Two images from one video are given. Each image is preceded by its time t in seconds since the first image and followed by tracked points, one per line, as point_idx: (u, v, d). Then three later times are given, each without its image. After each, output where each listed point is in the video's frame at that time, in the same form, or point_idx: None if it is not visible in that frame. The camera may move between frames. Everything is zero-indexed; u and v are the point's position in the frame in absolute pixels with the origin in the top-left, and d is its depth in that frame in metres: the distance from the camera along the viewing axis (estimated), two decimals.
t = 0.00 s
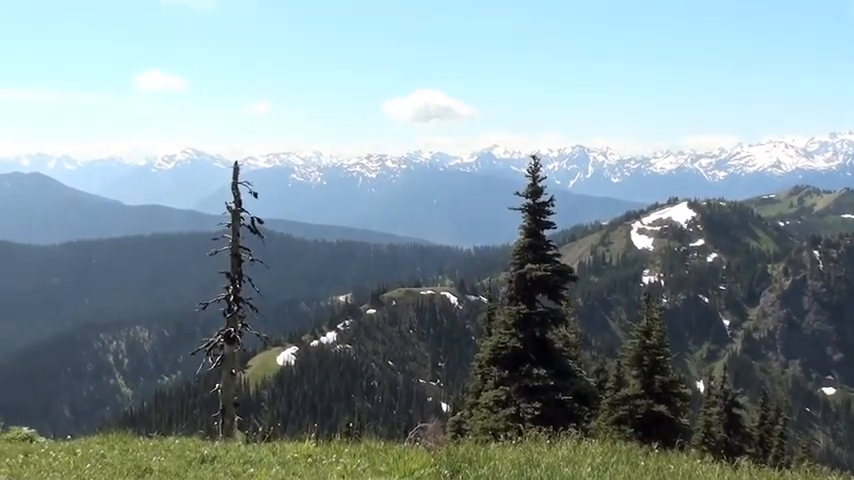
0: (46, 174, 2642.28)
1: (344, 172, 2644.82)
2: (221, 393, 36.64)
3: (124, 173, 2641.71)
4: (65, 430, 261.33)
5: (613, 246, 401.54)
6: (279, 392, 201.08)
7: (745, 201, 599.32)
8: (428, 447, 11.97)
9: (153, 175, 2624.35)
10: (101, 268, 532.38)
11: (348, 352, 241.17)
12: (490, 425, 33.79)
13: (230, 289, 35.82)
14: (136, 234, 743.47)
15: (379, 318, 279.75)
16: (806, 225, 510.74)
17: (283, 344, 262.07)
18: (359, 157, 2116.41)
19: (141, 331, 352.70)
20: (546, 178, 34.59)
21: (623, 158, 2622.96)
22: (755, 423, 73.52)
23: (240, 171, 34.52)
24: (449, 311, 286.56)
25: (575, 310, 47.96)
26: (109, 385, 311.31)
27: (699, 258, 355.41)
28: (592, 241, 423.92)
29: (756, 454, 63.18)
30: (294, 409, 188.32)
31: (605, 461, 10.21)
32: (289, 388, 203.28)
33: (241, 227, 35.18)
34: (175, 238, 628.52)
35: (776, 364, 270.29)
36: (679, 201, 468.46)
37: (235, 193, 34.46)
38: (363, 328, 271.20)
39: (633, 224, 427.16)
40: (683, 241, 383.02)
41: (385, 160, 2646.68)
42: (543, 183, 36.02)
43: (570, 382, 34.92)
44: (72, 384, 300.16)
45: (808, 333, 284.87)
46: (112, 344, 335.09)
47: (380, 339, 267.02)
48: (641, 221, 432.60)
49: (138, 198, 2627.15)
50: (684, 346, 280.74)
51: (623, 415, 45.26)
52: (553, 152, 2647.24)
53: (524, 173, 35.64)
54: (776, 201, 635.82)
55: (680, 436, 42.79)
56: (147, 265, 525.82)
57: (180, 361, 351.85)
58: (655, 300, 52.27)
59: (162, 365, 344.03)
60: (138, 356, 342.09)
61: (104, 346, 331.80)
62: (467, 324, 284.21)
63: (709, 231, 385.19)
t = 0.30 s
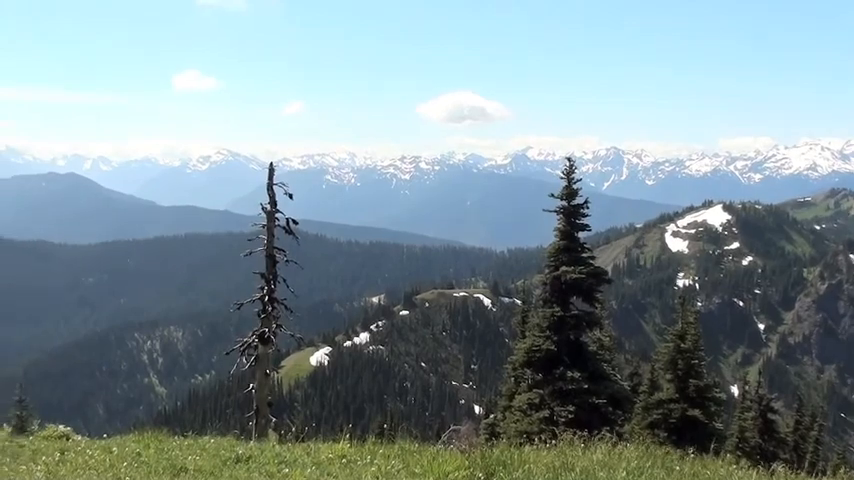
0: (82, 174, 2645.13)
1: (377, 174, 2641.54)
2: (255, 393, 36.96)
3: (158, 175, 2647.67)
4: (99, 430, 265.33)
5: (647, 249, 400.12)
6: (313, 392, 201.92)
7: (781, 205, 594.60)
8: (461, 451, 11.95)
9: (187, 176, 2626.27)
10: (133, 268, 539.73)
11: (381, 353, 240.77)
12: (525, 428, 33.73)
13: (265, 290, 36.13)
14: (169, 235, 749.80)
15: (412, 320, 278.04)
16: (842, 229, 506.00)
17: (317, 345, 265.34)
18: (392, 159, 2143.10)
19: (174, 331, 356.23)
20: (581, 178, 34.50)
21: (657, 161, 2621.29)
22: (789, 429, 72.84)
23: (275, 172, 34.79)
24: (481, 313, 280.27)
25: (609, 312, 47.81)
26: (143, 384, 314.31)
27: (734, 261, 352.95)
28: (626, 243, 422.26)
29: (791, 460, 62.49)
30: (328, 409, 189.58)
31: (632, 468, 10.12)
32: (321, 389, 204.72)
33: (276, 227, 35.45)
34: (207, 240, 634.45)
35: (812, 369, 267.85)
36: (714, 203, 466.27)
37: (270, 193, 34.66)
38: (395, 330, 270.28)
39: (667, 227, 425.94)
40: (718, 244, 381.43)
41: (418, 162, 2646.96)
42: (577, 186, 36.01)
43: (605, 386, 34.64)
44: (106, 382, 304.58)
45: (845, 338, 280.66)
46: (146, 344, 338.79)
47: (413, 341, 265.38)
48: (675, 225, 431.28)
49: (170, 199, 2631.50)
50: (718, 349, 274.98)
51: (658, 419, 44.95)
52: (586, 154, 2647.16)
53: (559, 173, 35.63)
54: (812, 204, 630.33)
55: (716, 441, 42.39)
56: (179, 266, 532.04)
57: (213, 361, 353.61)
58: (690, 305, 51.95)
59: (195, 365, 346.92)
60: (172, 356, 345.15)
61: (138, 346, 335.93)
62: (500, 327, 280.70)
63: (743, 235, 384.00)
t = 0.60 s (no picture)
0: (119, 174, 2644.99)
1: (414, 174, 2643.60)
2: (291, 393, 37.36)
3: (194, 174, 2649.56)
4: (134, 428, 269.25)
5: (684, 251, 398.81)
6: (348, 393, 203.48)
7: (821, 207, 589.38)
8: (495, 453, 12.07)
9: (223, 176, 2627.98)
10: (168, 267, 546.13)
11: (416, 353, 239.36)
12: (560, 429, 34.03)
13: (302, 289, 36.48)
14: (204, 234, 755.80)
15: (447, 320, 275.40)
16: None
17: (352, 344, 266.01)
18: (429, 160, 2168.95)
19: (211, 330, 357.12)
20: (618, 181, 34.61)
21: (696, 163, 2618.15)
22: (827, 433, 72.28)
23: (313, 172, 35.04)
24: (517, 315, 278.32)
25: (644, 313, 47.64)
26: (179, 382, 315.75)
27: (772, 264, 350.52)
28: (663, 245, 420.14)
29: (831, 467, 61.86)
30: (363, 409, 191.33)
31: (668, 467, 10.14)
32: (356, 389, 206.29)
33: (313, 228, 35.72)
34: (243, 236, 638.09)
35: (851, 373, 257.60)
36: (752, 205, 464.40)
37: (307, 194, 34.85)
38: (431, 330, 268.19)
39: (705, 229, 425.31)
40: (756, 247, 381.60)
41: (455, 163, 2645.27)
42: (615, 186, 36.00)
43: (641, 388, 34.54)
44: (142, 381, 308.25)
45: None
46: (183, 342, 340.22)
47: (448, 342, 263.54)
48: (712, 227, 430.27)
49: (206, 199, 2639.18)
50: (755, 352, 274.01)
51: (694, 422, 45.02)
52: (624, 155, 2647.29)
53: (597, 175, 35.79)
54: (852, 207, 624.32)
55: (751, 446, 42.14)
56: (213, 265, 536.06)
57: (249, 360, 353.21)
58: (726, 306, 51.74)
59: (232, 364, 348.37)
60: (208, 355, 346.57)
61: (175, 343, 338.50)
62: (536, 328, 277.23)
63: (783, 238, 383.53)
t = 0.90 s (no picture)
0: (156, 176, 2644.97)
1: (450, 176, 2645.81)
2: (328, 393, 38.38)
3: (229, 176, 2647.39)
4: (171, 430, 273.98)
5: (721, 253, 395.64)
6: (383, 394, 205.00)
7: None
8: (533, 456, 12.22)
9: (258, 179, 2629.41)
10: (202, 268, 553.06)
11: (451, 355, 242.53)
12: (597, 432, 33.99)
13: (338, 290, 37.49)
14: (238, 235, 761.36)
15: (483, 322, 278.94)
16: None
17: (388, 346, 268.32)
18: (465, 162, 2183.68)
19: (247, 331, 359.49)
20: (655, 181, 34.45)
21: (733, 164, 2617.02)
22: None
23: (349, 174, 35.29)
24: (553, 318, 281.59)
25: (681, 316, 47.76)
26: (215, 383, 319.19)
27: (809, 266, 346.33)
28: (699, 247, 417.51)
29: None
30: (398, 411, 194.04)
31: (709, 473, 10.05)
32: (392, 391, 208.02)
33: (350, 230, 36.60)
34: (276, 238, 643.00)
35: None
36: (789, 208, 462.63)
37: (344, 196, 35.81)
38: (467, 332, 271.78)
39: (742, 231, 424.24)
40: (793, 248, 376.75)
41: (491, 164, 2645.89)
42: (652, 189, 36.05)
43: (678, 392, 34.43)
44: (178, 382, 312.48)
45: None
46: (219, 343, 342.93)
47: (484, 343, 265.72)
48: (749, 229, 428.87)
49: (240, 201, 2642.26)
50: (792, 356, 269.52)
51: (730, 425, 44.79)
52: (660, 156, 2645.89)
53: (633, 177, 35.70)
54: None
55: (789, 449, 41.86)
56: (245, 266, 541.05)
57: (285, 361, 353.96)
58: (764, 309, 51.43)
59: (267, 365, 349.75)
60: (244, 356, 347.67)
61: (211, 345, 341.58)
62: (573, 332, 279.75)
63: (820, 241, 381.49)
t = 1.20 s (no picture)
0: (198, 177, 2644.34)
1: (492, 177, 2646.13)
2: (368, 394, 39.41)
3: (272, 178, 2647.78)
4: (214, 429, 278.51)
5: (763, 254, 394.74)
6: (424, 396, 209.22)
7: None
8: (575, 460, 12.38)
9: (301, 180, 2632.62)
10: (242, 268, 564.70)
11: (492, 358, 245.23)
12: (638, 435, 33.72)
13: (379, 292, 38.44)
14: (279, 236, 762.96)
15: (524, 325, 281.13)
16: None
17: (428, 348, 273.72)
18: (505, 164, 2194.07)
19: (288, 332, 369.46)
20: (698, 182, 34.45)
21: (776, 165, 2620.18)
22: None
23: (389, 176, 35.48)
24: (595, 319, 278.84)
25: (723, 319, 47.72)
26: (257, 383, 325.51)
27: None
28: (742, 249, 416.85)
29: None
30: (439, 413, 198.00)
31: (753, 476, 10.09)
32: (431, 393, 212.97)
33: (391, 231, 36.99)
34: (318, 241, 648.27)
35: None
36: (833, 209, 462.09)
37: (385, 198, 36.33)
38: (507, 334, 274.28)
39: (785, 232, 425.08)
40: (838, 251, 371.83)
41: (532, 166, 2646.91)
42: (695, 191, 36.03)
43: (720, 395, 34.33)
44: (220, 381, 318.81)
45: None
46: (259, 344, 353.86)
47: (525, 346, 267.57)
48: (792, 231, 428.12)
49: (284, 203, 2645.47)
50: (836, 362, 262.30)
51: (774, 430, 44.27)
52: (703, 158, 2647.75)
53: (676, 178, 35.72)
54: None
55: (835, 454, 41.06)
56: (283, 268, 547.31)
57: (325, 362, 362.27)
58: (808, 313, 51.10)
59: (308, 366, 359.16)
60: (286, 356, 357.33)
61: (252, 346, 351.58)
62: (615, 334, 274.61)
63: None
